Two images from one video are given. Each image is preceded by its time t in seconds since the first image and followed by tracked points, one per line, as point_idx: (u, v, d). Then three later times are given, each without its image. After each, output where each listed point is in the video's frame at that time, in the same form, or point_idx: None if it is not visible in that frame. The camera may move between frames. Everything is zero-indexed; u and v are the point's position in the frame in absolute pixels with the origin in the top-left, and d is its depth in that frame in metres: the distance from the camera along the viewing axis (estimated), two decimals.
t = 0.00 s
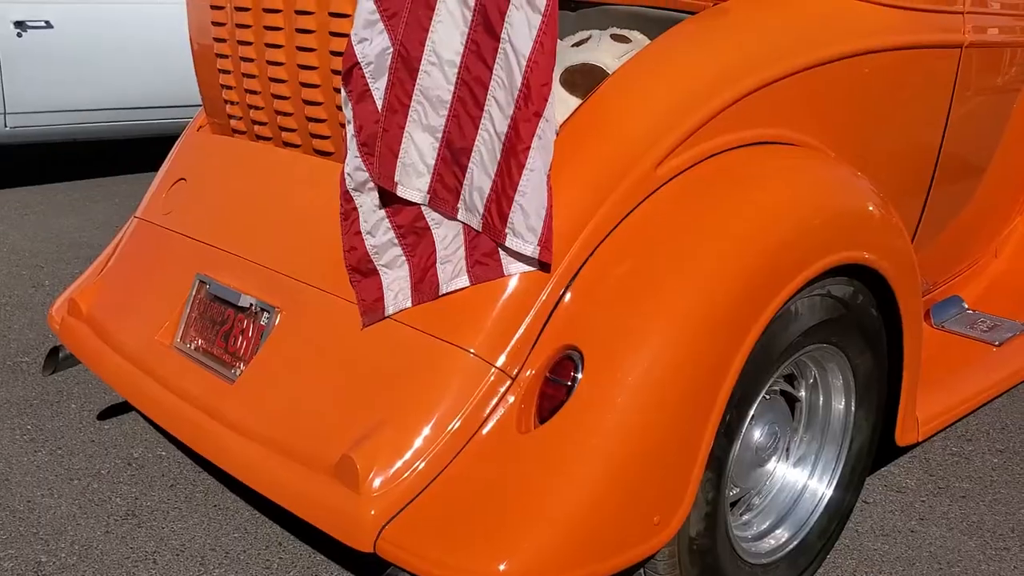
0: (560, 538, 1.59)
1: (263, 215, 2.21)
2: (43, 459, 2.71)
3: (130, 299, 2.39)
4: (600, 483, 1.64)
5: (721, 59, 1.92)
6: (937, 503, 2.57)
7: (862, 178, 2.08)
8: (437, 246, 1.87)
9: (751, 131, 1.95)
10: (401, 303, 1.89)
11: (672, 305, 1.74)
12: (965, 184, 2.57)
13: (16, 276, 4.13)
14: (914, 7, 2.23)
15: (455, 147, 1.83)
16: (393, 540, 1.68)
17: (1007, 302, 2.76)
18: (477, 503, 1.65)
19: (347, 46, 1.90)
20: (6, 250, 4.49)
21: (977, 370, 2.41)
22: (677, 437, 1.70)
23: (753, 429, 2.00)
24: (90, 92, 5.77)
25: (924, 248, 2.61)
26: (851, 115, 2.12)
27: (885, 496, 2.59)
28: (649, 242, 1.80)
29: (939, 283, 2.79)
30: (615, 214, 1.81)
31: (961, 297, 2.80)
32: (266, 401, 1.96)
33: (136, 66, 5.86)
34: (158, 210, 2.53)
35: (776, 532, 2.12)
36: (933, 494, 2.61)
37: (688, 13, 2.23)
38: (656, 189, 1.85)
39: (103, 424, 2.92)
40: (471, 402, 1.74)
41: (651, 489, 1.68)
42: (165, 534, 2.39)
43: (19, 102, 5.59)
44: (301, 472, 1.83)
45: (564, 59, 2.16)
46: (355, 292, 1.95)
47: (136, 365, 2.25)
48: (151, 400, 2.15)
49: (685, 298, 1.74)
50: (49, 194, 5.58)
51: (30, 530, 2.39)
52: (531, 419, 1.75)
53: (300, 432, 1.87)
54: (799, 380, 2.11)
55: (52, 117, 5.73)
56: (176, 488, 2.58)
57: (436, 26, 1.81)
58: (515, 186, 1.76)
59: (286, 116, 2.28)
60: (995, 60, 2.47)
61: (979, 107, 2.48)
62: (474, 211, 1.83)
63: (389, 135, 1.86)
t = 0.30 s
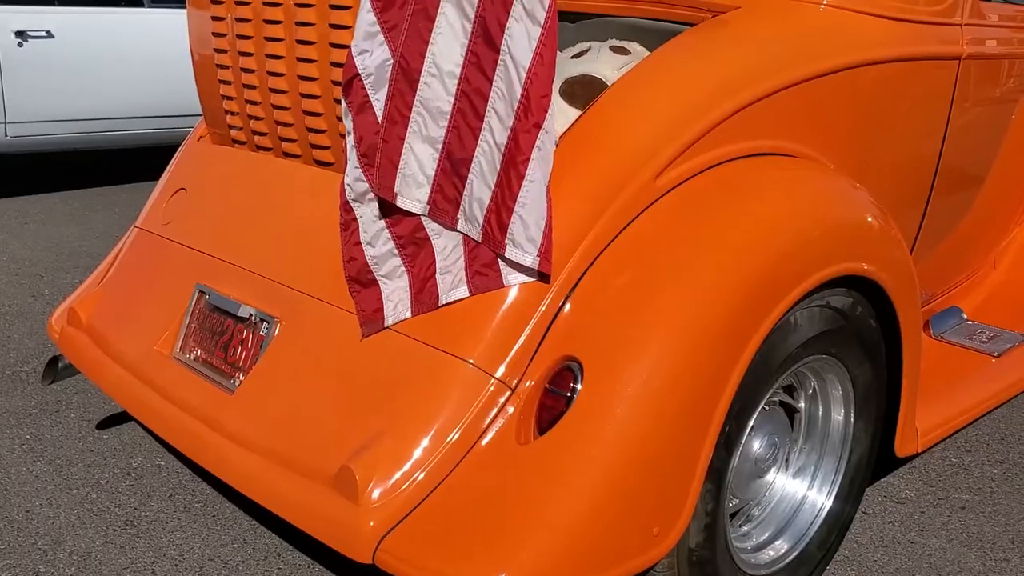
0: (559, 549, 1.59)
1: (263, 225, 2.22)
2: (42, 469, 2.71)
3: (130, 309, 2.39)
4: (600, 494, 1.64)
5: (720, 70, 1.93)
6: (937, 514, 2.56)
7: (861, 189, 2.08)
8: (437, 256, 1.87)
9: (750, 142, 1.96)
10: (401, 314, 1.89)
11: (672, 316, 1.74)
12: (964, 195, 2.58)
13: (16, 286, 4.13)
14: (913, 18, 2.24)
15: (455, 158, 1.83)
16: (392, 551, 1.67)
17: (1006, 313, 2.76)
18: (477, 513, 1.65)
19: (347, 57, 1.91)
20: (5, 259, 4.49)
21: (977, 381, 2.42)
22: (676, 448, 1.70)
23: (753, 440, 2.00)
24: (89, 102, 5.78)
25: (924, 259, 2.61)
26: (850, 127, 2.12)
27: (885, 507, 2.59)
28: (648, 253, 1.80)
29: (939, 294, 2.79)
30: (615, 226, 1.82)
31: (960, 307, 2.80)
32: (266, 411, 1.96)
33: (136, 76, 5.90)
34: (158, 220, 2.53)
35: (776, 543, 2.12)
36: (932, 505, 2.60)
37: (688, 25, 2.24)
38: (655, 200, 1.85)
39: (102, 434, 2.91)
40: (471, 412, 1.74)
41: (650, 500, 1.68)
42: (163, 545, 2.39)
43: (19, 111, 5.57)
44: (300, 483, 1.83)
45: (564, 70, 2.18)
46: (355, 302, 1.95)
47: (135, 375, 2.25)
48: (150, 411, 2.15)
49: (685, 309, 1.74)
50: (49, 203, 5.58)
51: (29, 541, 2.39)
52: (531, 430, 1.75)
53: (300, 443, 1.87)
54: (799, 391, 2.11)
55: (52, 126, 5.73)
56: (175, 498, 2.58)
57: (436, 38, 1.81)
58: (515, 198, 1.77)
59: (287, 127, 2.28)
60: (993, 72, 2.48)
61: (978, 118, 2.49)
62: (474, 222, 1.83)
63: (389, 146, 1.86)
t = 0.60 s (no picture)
0: (559, 564, 1.59)
1: (264, 239, 2.22)
2: (42, 482, 2.71)
3: (130, 322, 2.40)
4: (600, 508, 1.64)
5: (720, 85, 1.94)
6: (938, 528, 2.56)
7: (861, 204, 2.08)
8: (437, 270, 1.87)
9: (749, 157, 1.96)
10: (401, 327, 1.89)
11: (672, 330, 1.74)
12: (964, 209, 2.58)
13: (16, 299, 4.13)
14: (913, 33, 2.25)
15: (456, 173, 1.84)
16: (392, 565, 1.67)
17: (1006, 326, 2.76)
18: (478, 528, 1.65)
19: (348, 72, 1.91)
20: (6, 272, 4.50)
21: (977, 394, 2.41)
22: (676, 462, 1.70)
23: (753, 454, 1.99)
24: (87, 115, 5.79)
25: (924, 272, 2.62)
26: (850, 140, 2.13)
27: (886, 521, 2.58)
28: (649, 267, 1.80)
29: (939, 307, 2.79)
30: (615, 240, 1.82)
31: (961, 320, 2.80)
32: (266, 425, 1.96)
33: (136, 90, 5.92)
34: (159, 234, 2.54)
35: (777, 557, 2.12)
36: (933, 519, 2.60)
37: (688, 40, 2.24)
38: (655, 215, 1.86)
39: (102, 447, 2.91)
40: (471, 427, 1.74)
41: (650, 514, 1.68)
42: (163, 559, 2.38)
43: (21, 124, 5.60)
44: (300, 497, 1.83)
45: (564, 85, 2.19)
46: (355, 316, 1.95)
47: (136, 389, 2.25)
48: (150, 424, 2.15)
49: (685, 323, 1.75)
50: (50, 216, 5.59)
51: (28, 555, 2.38)
52: (531, 444, 1.75)
53: (300, 457, 1.87)
54: (799, 405, 2.11)
55: (49, 140, 5.73)
56: (174, 512, 2.58)
57: (436, 53, 1.82)
58: (515, 212, 1.77)
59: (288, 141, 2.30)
60: (992, 86, 2.49)
61: (977, 132, 2.49)
62: (475, 236, 1.83)
63: (389, 161, 1.86)
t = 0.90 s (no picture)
0: None
1: (264, 256, 2.23)
2: (41, 501, 2.70)
3: (130, 340, 2.40)
4: (600, 526, 1.64)
5: (719, 103, 1.95)
6: (940, 545, 2.55)
7: (860, 221, 2.09)
8: (437, 287, 1.88)
9: (748, 174, 1.97)
10: (401, 345, 1.89)
11: (672, 348, 1.74)
12: (963, 225, 2.59)
13: (16, 316, 4.13)
14: (911, 51, 2.26)
15: (456, 190, 1.84)
16: None
17: (1006, 343, 2.76)
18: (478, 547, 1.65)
19: (349, 91, 1.92)
20: (7, 290, 4.50)
21: (978, 411, 2.41)
22: (676, 480, 1.70)
23: (753, 471, 1.99)
24: (87, 133, 5.80)
25: (923, 289, 2.62)
26: (849, 158, 2.14)
27: (887, 538, 2.57)
28: (649, 284, 1.80)
29: (939, 323, 2.80)
30: (615, 257, 1.82)
31: (960, 337, 2.80)
32: (266, 443, 1.96)
33: (137, 108, 5.94)
34: (159, 252, 2.54)
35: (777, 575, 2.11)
36: (935, 536, 2.59)
37: (685, 58, 2.25)
38: (655, 232, 1.86)
39: (102, 466, 2.91)
40: (471, 444, 1.72)
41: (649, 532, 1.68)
42: None
43: (23, 143, 5.60)
44: (300, 516, 1.82)
45: (564, 103, 2.20)
46: (355, 333, 1.95)
47: (135, 407, 2.25)
48: (150, 443, 2.15)
49: (684, 341, 1.75)
50: (51, 234, 5.60)
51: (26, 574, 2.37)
52: (531, 462, 1.74)
53: (300, 475, 1.87)
54: (799, 422, 2.11)
55: (50, 158, 5.73)
56: (174, 530, 2.57)
57: (436, 72, 1.83)
58: (515, 229, 1.77)
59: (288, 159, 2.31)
60: (989, 103, 2.50)
61: (975, 149, 2.50)
62: (475, 253, 1.84)
63: (389, 179, 1.87)
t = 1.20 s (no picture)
0: None
1: (264, 277, 2.23)
2: (39, 522, 2.69)
3: (130, 360, 2.40)
4: (600, 547, 1.63)
5: (717, 123, 1.95)
6: (942, 566, 2.54)
7: (858, 240, 2.09)
8: (437, 307, 1.87)
9: (747, 194, 1.98)
10: (401, 365, 1.89)
11: (672, 368, 1.74)
12: (961, 244, 2.60)
13: (16, 337, 4.13)
14: (908, 72, 2.27)
15: (456, 211, 1.85)
16: None
17: (1006, 361, 2.76)
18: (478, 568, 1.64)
19: (349, 112, 1.92)
20: (6, 309, 4.50)
21: (978, 430, 2.41)
22: (676, 500, 1.70)
23: (754, 491, 1.98)
24: (88, 153, 5.81)
25: (923, 308, 2.62)
26: (847, 177, 2.14)
27: (888, 559, 2.56)
28: (649, 304, 1.80)
29: (938, 342, 2.80)
30: (615, 276, 1.82)
31: (960, 356, 2.80)
32: (266, 464, 1.95)
33: (137, 128, 5.96)
34: (159, 272, 2.55)
35: None
36: (937, 556, 2.58)
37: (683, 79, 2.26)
38: (654, 253, 1.86)
39: (100, 486, 2.90)
40: (471, 465, 1.72)
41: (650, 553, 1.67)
42: None
43: (23, 163, 5.61)
44: (300, 537, 1.82)
45: (563, 123, 2.22)
46: (355, 353, 1.95)
47: (135, 428, 2.25)
48: (149, 464, 2.14)
49: (684, 361, 1.75)
50: (51, 254, 5.61)
51: None
52: (531, 483, 1.74)
53: (300, 496, 1.86)
54: (799, 442, 2.10)
55: (51, 178, 5.74)
56: (172, 551, 2.56)
57: (436, 94, 1.83)
58: (515, 249, 1.78)
59: (289, 180, 2.32)
60: (986, 122, 2.51)
61: (973, 169, 2.51)
62: (474, 273, 1.84)
63: (390, 199, 1.86)
